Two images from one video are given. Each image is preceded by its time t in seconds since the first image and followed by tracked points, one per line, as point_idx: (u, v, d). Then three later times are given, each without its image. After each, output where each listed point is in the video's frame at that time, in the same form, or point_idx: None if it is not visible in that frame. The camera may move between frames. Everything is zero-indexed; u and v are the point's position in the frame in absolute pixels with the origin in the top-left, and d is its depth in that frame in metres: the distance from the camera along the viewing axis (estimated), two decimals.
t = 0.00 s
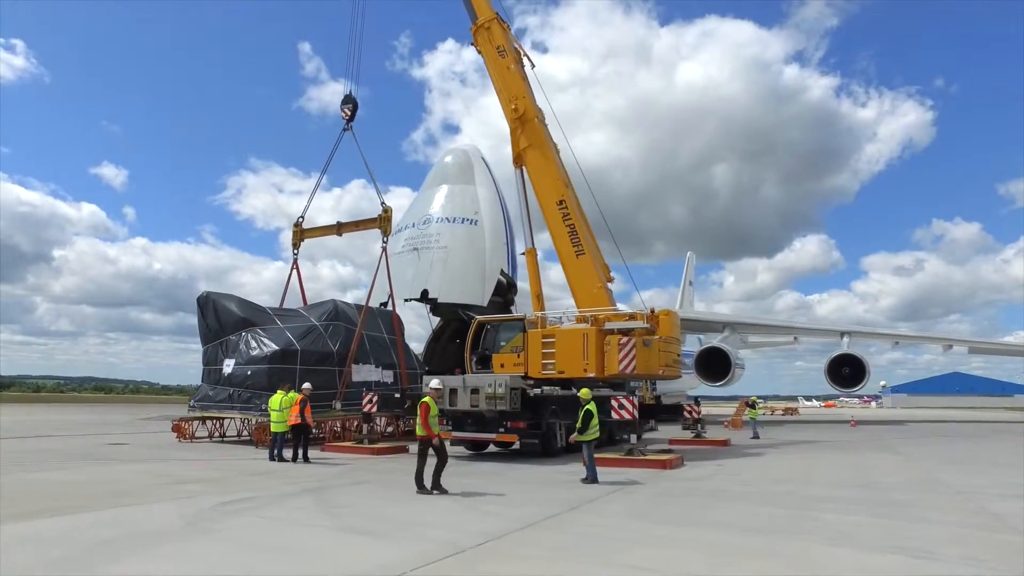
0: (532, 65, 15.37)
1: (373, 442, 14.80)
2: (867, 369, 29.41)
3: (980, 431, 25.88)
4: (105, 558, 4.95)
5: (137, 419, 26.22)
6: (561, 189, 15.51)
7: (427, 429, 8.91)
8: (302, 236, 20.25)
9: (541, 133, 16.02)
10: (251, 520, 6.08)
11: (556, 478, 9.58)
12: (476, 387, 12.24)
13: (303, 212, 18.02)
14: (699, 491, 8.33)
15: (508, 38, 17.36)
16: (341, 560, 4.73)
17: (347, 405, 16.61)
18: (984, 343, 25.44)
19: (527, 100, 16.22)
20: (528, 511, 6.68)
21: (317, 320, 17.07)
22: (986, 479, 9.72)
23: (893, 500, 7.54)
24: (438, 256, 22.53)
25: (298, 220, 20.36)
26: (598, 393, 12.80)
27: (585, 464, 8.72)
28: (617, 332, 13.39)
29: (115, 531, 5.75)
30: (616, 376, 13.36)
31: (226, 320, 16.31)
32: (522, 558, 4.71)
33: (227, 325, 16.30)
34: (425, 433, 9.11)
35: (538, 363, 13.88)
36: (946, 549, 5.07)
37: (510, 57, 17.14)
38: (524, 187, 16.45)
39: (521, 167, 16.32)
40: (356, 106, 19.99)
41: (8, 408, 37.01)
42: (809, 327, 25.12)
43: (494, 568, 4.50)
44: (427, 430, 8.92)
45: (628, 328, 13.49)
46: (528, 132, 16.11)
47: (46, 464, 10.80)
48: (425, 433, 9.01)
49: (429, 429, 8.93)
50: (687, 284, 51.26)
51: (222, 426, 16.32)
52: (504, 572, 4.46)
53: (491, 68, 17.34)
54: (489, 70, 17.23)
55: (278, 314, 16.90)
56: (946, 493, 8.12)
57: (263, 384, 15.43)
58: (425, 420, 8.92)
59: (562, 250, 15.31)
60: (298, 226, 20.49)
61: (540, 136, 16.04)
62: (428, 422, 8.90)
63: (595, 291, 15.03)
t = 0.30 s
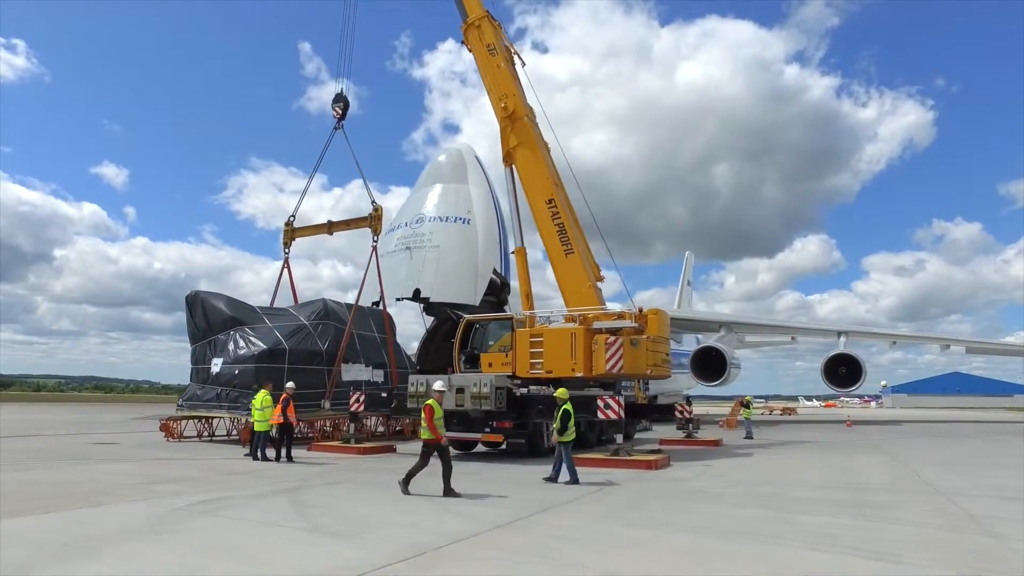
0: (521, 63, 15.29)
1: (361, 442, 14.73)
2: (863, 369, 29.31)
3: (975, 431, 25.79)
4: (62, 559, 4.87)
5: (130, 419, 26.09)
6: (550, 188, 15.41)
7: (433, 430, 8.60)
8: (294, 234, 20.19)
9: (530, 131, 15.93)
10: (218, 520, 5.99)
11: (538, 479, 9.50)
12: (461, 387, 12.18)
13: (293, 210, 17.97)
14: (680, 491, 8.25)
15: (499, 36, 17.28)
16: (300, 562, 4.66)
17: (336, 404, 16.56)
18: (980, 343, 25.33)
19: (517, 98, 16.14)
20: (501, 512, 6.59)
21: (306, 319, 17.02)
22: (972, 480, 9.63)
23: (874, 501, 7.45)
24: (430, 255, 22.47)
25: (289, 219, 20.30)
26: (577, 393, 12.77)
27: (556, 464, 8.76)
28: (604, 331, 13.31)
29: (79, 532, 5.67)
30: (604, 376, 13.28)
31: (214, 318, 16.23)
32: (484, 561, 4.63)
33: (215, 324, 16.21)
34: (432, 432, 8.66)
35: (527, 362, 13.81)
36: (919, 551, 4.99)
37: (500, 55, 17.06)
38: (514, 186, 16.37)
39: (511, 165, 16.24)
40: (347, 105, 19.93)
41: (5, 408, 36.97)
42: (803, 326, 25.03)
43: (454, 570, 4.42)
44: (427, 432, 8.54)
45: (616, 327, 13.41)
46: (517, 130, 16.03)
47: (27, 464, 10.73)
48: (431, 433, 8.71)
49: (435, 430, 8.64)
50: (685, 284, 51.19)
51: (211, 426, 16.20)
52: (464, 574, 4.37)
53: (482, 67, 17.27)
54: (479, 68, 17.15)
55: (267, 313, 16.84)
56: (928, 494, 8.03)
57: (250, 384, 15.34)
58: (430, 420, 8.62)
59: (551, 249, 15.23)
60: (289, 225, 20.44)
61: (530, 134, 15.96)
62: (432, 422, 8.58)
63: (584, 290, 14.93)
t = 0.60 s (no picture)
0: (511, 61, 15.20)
1: (349, 442, 14.65)
2: (860, 369, 29.17)
3: (972, 433, 25.53)
4: (18, 561, 4.80)
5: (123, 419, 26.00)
6: (539, 187, 15.32)
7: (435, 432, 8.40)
8: (285, 234, 20.13)
9: (520, 130, 15.84)
10: (185, 521, 5.91)
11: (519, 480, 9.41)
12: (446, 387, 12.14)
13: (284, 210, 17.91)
14: (661, 493, 8.15)
15: (489, 34, 17.19)
16: (258, 565, 4.57)
17: (325, 404, 16.48)
18: (976, 342, 25.17)
19: (507, 96, 16.05)
20: (473, 514, 6.47)
21: (295, 318, 16.95)
22: (959, 482, 9.52)
23: (856, 503, 7.35)
24: (423, 254, 22.40)
25: (280, 218, 20.24)
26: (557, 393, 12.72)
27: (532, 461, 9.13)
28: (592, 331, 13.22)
29: (41, 533, 5.59)
30: (592, 376, 13.19)
31: (203, 318, 16.15)
32: (444, 564, 4.53)
33: (204, 324, 16.13)
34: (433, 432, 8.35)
35: (515, 362, 13.72)
36: (891, 554, 4.88)
37: (490, 53, 16.98)
38: (504, 184, 16.29)
39: (501, 164, 16.14)
40: (338, 104, 19.87)
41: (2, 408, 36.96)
42: (799, 326, 24.92)
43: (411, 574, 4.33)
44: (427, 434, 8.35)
45: (604, 327, 13.32)
46: (507, 129, 15.94)
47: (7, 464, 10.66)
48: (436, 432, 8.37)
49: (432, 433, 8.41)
50: (683, 284, 51.11)
51: (200, 426, 16.10)
52: None
53: (472, 65, 17.19)
54: (469, 66, 17.07)
55: (256, 313, 16.76)
56: (912, 496, 7.91)
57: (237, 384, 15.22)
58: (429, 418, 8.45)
59: (540, 248, 15.14)
60: (280, 224, 20.37)
61: (520, 133, 15.87)
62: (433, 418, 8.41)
63: (573, 289, 14.83)
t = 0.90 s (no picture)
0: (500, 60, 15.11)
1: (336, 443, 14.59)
2: (856, 369, 29.08)
3: (968, 434, 25.43)
4: None
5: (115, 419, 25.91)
6: (529, 186, 15.23)
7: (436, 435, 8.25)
8: (277, 233, 20.07)
9: (510, 129, 15.75)
10: (153, 523, 5.83)
11: (502, 481, 9.33)
12: (432, 387, 12.10)
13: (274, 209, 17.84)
14: (642, 496, 8.06)
15: (480, 33, 17.11)
16: (218, 568, 4.48)
17: (314, 404, 16.42)
18: (972, 343, 25.06)
19: (497, 95, 15.96)
20: (446, 517, 6.39)
21: (285, 318, 16.87)
22: (946, 485, 9.43)
23: (838, 506, 7.27)
24: (416, 254, 22.34)
25: (272, 218, 20.19)
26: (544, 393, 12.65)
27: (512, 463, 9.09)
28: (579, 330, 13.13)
29: (6, 535, 5.51)
30: (580, 376, 13.11)
31: (191, 317, 16.04)
32: (406, 568, 4.44)
33: (192, 323, 16.02)
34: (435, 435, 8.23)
35: (503, 362, 13.64)
36: (864, 559, 4.80)
37: (481, 52, 16.90)
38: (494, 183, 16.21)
39: (491, 163, 16.06)
40: (330, 103, 19.81)
41: None
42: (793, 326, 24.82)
43: None
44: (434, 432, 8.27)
45: (593, 327, 13.23)
46: (497, 128, 15.86)
47: None
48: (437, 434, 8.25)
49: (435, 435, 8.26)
50: (680, 284, 51.04)
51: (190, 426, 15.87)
52: None
53: (463, 64, 17.11)
54: (460, 65, 17.00)
55: (246, 312, 16.68)
56: (896, 499, 7.83)
57: (224, 384, 15.10)
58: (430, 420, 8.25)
59: (529, 247, 15.05)
60: (272, 223, 20.30)
61: (510, 132, 15.79)
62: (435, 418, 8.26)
63: (562, 288, 14.73)
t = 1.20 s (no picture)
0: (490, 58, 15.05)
1: (323, 442, 14.51)
2: (851, 370, 29.00)
3: (963, 435, 25.34)
4: None
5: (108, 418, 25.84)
6: (518, 184, 15.16)
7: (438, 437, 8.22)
8: (268, 232, 20.03)
9: (500, 127, 15.69)
10: (118, 523, 5.75)
11: (483, 482, 9.27)
12: (417, 386, 12.03)
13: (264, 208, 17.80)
14: (621, 497, 7.99)
15: (471, 31, 17.05)
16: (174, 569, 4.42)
17: (303, 403, 16.37)
18: (967, 342, 24.95)
19: (487, 94, 15.89)
20: (416, 517, 6.32)
21: (274, 317, 16.82)
22: (931, 486, 9.36)
23: (816, 508, 7.19)
24: (408, 253, 22.31)
25: (263, 217, 20.16)
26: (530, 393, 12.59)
27: (493, 464, 9.06)
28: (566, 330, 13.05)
29: None
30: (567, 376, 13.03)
31: (179, 317, 15.97)
32: (364, 571, 4.36)
33: (180, 322, 15.95)
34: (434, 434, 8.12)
35: (491, 362, 13.57)
36: (834, 561, 4.71)
37: (470, 50, 16.83)
38: (484, 182, 16.14)
39: (480, 162, 16.01)
40: (321, 101, 19.77)
41: None
42: (788, 327, 24.74)
43: None
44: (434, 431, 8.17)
45: (580, 326, 13.15)
46: (487, 126, 15.79)
47: None
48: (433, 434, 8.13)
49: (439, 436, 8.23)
50: (678, 284, 50.97)
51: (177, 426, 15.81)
52: None
53: (453, 62, 17.05)
54: (450, 63, 16.94)
55: (234, 312, 16.62)
56: (878, 501, 7.75)
57: (211, 383, 15.02)
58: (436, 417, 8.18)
59: (518, 246, 14.99)
60: (263, 222, 20.26)
61: (499, 130, 15.72)
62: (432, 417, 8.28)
63: (550, 288, 14.65)
